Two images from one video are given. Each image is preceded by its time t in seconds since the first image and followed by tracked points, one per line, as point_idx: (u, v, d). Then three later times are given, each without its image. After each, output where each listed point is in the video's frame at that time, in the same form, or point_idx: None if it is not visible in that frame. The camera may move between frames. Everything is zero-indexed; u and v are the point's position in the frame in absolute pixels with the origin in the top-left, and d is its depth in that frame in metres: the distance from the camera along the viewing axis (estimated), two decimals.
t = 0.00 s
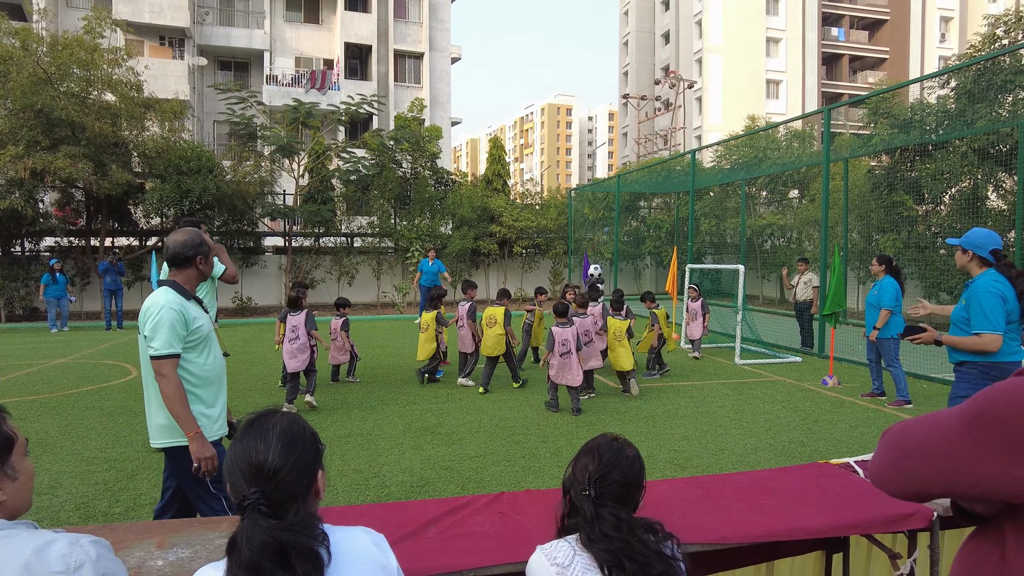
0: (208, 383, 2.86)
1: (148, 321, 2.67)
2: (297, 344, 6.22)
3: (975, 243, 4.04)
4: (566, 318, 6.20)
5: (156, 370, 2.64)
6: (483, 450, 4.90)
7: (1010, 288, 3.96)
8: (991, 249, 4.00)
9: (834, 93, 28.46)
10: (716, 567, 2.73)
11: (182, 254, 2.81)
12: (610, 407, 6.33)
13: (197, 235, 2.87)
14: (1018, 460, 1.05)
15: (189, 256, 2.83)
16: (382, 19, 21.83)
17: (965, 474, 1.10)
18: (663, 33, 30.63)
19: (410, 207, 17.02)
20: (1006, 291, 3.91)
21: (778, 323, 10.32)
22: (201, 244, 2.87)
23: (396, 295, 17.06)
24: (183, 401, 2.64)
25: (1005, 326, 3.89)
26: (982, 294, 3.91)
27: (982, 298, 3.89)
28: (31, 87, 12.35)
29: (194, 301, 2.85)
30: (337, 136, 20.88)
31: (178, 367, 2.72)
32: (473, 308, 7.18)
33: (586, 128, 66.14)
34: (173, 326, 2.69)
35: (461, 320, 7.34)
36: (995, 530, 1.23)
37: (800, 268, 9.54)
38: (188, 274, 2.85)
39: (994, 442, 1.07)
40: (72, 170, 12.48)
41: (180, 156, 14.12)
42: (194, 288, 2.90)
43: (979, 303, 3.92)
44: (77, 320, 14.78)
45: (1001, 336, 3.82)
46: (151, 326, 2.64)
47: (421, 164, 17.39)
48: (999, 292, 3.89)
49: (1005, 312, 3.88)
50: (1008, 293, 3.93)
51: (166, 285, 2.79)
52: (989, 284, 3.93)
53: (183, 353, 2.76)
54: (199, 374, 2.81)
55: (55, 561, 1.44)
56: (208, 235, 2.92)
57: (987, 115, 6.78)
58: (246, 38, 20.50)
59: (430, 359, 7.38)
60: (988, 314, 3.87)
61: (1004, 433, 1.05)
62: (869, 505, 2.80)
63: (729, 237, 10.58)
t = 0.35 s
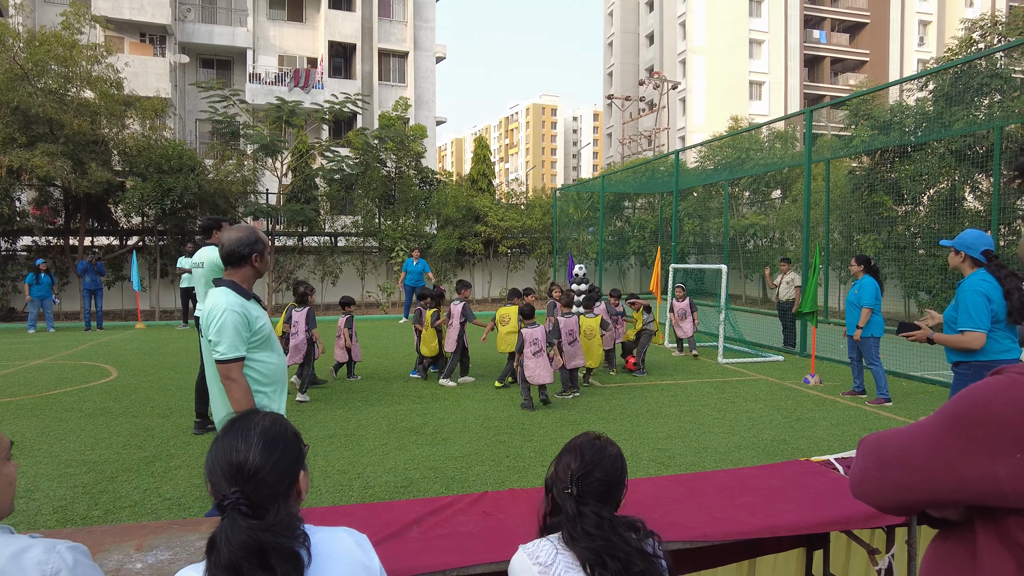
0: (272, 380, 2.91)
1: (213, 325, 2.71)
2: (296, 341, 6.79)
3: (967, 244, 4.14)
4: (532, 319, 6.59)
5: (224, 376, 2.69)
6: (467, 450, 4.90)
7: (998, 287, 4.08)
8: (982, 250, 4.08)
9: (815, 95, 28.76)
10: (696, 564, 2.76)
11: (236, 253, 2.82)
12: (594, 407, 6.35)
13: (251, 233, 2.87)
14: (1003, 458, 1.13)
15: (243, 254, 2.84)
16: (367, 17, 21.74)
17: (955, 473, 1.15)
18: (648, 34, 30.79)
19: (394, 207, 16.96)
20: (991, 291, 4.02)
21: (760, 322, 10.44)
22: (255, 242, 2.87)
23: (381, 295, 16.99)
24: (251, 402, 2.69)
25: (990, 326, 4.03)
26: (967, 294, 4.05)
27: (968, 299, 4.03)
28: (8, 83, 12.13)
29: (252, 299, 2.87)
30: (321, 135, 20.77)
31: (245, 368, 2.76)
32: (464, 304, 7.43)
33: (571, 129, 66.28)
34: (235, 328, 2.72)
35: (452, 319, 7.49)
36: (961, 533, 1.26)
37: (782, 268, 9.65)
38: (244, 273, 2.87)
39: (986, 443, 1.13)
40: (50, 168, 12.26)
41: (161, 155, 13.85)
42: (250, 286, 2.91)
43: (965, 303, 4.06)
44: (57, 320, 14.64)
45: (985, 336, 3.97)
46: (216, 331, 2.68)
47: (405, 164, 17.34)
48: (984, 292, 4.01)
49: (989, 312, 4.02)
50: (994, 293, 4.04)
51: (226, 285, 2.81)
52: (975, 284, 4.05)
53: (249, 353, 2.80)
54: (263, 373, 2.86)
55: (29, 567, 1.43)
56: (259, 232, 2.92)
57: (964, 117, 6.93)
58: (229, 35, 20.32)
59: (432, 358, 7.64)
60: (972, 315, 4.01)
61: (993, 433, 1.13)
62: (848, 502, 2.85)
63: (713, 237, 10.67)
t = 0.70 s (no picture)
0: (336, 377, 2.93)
1: (292, 321, 2.72)
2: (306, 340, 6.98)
3: (968, 245, 4.29)
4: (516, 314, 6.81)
5: (305, 371, 2.68)
6: (455, 449, 4.90)
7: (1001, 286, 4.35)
8: (983, 251, 4.24)
9: (800, 96, 28.99)
10: (682, 562, 2.78)
11: (305, 251, 2.87)
12: (582, 406, 6.38)
13: (318, 233, 2.94)
14: (991, 453, 1.06)
15: (312, 253, 2.90)
16: (353, 16, 21.65)
17: (940, 469, 1.10)
18: (635, 35, 30.92)
19: (382, 207, 16.91)
20: (1000, 289, 4.28)
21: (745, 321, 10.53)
22: (322, 242, 2.93)
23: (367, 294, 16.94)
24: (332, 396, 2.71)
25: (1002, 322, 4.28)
26: (979, 294, 4.27)
27: (981, 298, 4.26)
28: None
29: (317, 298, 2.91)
30: (307, 134, 20.66)
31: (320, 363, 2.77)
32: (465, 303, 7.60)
33: (558, 129, 66.38)
34: (312, 324, 2.75)
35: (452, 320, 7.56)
36: (944, 525, 1.22)
37: (767, 268, 9.74)
38: (310, 272, 2.92)
39: (974, 436, 1.07)
40: (31, 166, 12.07)
41: (145, 154, 13.64)
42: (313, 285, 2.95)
43: (978, 302, 4.29)
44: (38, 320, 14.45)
45: (998, 333, 4.22)
46: (296, 326, 2.69)
47: (392, 163, 17.29)
48: (994, 291, 4.26)
49: (1001, 310, 4.27)
50: (1002, 291, 4.30)
51: (296, 283, 2.84)
52: (985, 283, 4.29)
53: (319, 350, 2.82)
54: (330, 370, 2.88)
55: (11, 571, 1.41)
56: (323, 232, 2.99)
57: (945, 119, 7.01)
58: (214, 33, 20.15)
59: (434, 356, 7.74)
60: (986, 313, 4.25)
61: (976, 429, 1.07)
62: (832, 499, 2.87)
63: (699, 238, 10.74)
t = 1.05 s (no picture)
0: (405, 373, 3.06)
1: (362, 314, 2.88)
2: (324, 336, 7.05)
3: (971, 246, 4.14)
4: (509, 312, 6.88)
5: (372, 361, 2.82)
6: (446, 449, 4.90)
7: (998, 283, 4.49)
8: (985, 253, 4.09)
9: (789, 97, 29.13)
10: (674, 560, 2.79)
11: (377, 254, 3.07)
12: (574, 405, 6.39)
13: (390, 237, 3.15)
14: (980, 448, 1.05)
15: (383, 256, 3.10)
16: (343, 15, 21.57)
17: (929, 465, 1.08)
18: (625, 35, 31.00)
19: (372, 206, 16.85)
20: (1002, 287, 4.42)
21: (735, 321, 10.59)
22: (392, 245, 3.14)
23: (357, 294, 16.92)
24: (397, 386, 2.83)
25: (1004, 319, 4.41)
26: (983, 291, 4.40)
27: (984, 295, 4.38)
28: None
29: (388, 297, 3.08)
30: (297, 133, 20.57)
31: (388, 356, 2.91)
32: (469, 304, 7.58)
33: (549, 129, 66.45)
34: (384, 318, 2.91)
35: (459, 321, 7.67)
36: (933, 522, 1.20)
37: (757, 267, 9.80)
38: (382, 272, 3.11)
39: (963, 431, 1.06)
40: (16, 164, 11.93)
41: (133, 152, 13.51)
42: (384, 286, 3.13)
43: (982, 300, 4.40)
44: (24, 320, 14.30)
45: (1001, 331, 4.35)
46: (366, 319, 2.84)
47: (383, 162, 17.24)
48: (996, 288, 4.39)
49: (1003, 307, 4.39)
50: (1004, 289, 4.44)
51: (369, 281, 3.03)
52: (987, 281, 4.42)
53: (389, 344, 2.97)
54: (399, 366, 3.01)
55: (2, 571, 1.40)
56: (394, 238, 3.19)
57: (931, 119, 7.09)
58: (203, 32, 20.02)
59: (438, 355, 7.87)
60: (989, 311, 4.37)
61: (964, 425, 1.05)
62: (822, 498, 2.89)
63: (689, 238, 10.79)
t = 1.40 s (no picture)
0: (465, 368, 3.14)
1: (425, 311, 2.98)
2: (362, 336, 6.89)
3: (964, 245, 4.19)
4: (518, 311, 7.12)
5: (430, 355, 2.93)
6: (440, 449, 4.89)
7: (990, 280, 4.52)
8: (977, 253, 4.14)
9: (782, 98, 29.21)
10: (668, 558, 2.80)
11: (439, 251, 3.11)
12: (568, 405, 6.41)
13: (454, 234, 3.18)
14: (967, 447, 1.05)
15: (445, 252, 3.12)
16: (337, 14, 21.51)
17: (917, 463, 1.09)
18: (618, 35, 31.05)
19: (365, 205, 16.80)
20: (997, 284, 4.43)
21: (727, 321, 10.63)
22: (456, 242, 3.16)
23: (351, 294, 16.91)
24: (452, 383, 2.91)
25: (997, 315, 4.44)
26: (978, 287, 4.42)
27: (978, 292, 4.41)
28: None
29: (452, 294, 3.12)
30: (290, 132, 20.51)
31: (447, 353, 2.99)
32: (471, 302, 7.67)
33: (542, 128, 66.45)
34: (444, 316, 2.97)
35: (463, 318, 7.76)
36: (923, 519, 1.21)
37: (749, 267, 9.83)
38: (445, 269, 3.15)
39: (949, 429, 1.06)
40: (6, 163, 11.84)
41: (125, 151, 13.42)
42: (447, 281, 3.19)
43: (976, 296, 4.43)
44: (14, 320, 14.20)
45: (994, 327, 4.38)
46: (427, 316, 2.94)
47: (376, 162, 17.19)
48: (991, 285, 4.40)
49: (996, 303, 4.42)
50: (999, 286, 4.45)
51: (432, 278, 3.10)
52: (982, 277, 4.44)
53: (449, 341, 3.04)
54: (459, 361, 3.10)
55: None
56: (457, 234, 3.20)
57: (923, 121, 7.09)
58: (195, 30, 19.93)
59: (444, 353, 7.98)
60: (983, 307, 4.40)
61: (952, 422, 1.06)
62: (814, 496, 2.90)
63: (682, 237, 10.82)
